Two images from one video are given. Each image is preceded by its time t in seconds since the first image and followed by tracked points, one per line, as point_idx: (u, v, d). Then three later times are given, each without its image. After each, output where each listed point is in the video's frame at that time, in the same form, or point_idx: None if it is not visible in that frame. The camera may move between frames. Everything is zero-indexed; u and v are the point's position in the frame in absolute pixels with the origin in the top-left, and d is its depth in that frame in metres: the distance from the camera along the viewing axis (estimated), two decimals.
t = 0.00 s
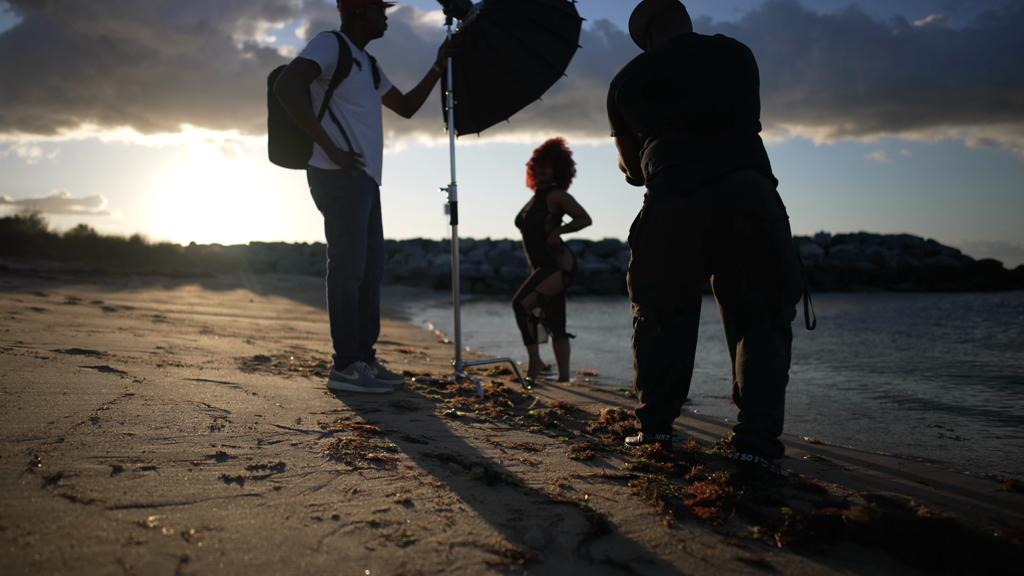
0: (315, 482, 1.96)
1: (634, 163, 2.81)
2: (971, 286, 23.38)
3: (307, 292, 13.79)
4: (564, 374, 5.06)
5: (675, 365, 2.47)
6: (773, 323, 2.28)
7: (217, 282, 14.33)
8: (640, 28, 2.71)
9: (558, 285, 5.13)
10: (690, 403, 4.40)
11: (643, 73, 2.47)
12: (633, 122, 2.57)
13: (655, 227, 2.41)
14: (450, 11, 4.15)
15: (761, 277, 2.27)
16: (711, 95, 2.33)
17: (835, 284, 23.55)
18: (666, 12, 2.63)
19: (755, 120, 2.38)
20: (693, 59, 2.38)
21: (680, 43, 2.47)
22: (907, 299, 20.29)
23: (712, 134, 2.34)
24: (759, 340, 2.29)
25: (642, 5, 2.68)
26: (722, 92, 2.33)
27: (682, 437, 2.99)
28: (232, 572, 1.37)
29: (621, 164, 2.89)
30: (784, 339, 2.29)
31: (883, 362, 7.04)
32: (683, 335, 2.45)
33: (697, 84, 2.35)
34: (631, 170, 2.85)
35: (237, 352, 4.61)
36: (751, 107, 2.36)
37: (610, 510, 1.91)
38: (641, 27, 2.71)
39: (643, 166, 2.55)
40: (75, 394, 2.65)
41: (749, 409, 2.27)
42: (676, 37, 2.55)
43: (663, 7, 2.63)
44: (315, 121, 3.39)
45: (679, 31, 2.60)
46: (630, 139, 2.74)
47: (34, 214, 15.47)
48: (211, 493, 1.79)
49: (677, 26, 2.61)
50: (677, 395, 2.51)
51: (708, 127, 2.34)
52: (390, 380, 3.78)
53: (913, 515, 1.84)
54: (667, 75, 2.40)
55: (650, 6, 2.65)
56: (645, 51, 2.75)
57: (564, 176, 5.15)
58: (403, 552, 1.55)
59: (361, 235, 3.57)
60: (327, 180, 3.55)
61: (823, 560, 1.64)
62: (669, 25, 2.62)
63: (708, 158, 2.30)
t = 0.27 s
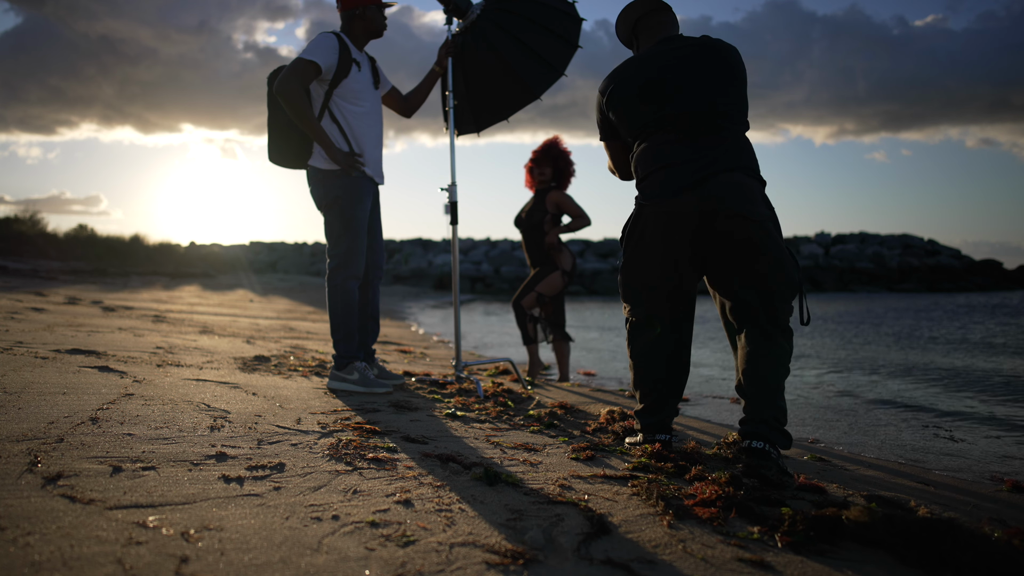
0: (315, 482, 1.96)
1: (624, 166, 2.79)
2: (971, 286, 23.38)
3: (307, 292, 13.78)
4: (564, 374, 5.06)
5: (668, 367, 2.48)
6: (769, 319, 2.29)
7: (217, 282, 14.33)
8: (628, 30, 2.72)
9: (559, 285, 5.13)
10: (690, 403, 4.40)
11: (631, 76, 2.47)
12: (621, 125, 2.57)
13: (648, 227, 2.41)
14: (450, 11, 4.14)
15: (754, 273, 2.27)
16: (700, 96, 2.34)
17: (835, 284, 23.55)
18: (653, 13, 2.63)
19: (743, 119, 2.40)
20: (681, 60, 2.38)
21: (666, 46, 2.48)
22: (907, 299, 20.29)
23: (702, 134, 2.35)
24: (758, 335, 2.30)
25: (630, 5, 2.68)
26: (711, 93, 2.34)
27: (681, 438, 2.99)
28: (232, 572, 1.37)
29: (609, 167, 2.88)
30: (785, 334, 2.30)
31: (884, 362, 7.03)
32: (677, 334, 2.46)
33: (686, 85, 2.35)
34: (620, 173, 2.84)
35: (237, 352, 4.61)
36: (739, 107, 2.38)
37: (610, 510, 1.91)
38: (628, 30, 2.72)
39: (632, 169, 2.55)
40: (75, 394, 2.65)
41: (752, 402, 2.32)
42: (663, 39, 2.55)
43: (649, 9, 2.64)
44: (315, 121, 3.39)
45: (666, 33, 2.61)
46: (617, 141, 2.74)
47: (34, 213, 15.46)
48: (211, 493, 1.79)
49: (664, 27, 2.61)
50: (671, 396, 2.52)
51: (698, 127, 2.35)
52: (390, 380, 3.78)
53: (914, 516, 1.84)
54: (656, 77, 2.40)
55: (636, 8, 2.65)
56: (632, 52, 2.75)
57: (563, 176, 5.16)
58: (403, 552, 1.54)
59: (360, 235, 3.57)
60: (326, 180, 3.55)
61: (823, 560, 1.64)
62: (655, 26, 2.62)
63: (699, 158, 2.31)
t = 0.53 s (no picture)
0: (315, 482, 1.96)
1: (637, 155, 2.78)
2: (971, 286, 23.38)
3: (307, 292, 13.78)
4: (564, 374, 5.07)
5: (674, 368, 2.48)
6: (783, 329, 2.17)
7: (217, 282, 14.33)
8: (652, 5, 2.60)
9: (558, 284, 5.13)
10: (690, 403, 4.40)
11: (651, 63, 2.41)
12: (639, 116, 2.52)
13: (662, 228, 2.40)
14: (450, 11, 4.14)
15: (767, 280, 2.16)
16: (722, 91, 2.26)
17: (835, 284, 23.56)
18: None
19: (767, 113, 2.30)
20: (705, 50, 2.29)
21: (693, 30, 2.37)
22: (907, 299, 20.29)
23: (721, 132, 2.26)
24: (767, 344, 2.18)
25: None
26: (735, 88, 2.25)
27: (681, 438, 3.00)
28: (231, 572, 1.37)
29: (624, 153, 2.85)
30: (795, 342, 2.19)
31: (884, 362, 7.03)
32: (686, 335, 2.45)
33: (708, 79, 2.27)
34: (633, 160, 2.82)
35: (237, 352, 4.61)
36: (763, 103, 2.28)
37: (610, 510, 1.91)
38: None
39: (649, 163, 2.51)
40: (75, 394, 2.65)
41: (752, 417, 2.21)
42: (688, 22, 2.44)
43: None
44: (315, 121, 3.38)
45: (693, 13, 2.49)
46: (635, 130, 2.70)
47: (34, 213, 15.47)
48: (211, 493, 1.79)
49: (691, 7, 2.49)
50: (676, 398, 2.52)
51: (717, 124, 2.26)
52: (390, 380, 3.78)
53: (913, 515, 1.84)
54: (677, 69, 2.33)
55: None
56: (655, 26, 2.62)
57: (563, 177, 5.17)
58: (403, 552, 1.55)
59: (360, 235, 3.57)
60: (326, 180, 3.55)
61: (823, 560, 1.64)
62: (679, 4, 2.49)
63: (715, 157, 2.24)
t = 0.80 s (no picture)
0: (315, 482, 1.96)
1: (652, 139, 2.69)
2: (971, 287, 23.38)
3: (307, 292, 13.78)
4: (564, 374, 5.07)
5: (680, 364, 2.47)
6: (794, 330, 2.15)
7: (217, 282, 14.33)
8: None
9: (558, 284, 5.13)
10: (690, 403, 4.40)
11: (673, 45, 2.34)
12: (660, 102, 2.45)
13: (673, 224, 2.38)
14: (451, 11, 4.15)
15: (782, 281, 2.14)
16: (743, 82, 2.20)
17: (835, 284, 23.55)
18: None
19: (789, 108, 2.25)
20: (729, 37, 2.23)
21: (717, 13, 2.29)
22: (907, 299, 20.29)
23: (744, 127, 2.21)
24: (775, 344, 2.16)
25: None
26: (757, 79, 2.19)
27: (681, 437, 3.00)
28: (231, 572, 1.37)
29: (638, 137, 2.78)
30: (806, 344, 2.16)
31: (884, 362, 7.03)
32: (694, 331, 2.43)
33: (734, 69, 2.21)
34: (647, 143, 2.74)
35: (237, 352, 4.61)
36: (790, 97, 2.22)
37: (610, 510, 1.91)
38: None
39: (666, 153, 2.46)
40: (75, 394, 2.65)
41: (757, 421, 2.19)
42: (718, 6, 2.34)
43: None
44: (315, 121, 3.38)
45: None
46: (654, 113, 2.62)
47: (34, 213, 15.47)
48: (211, 493, 1.79)
49: None
50: (678, 395, 2.51)
51: (735, 117, 2.21)
52: (390, 380, 3.78)
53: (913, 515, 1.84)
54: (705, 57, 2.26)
55: None
56: None
57: (566, 176, 5.17)
58: (403, 552, 1.55)
59: (361, 235, 3.57)
60: (327, 180, 3.55)
61: (822, 560, 1.64)
62: None
63: (730, 155, 2.20)
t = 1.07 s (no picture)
0: (315, 482, 1.96)
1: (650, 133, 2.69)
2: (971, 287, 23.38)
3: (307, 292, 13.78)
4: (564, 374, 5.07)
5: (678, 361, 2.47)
6: (770, 327, 2.14)
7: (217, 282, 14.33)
8: None
9: (559, 285, 5.13)
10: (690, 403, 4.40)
11: (669, 43, 2.35)
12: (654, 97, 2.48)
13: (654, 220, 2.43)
14: (450, 11, 4.15)
15: (751, 278, 2.14)
16: (724, 79, 2.21)
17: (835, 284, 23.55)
18: None
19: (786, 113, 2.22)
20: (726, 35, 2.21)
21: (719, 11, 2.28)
22: (907, 299, 20.28)
23: (722, 122, 2.22)
24: (767, 345, 2.16)
25: None
26: (738, 76, 2.19)
27: (681, 437, 3.00)
28: (231, 572, 1.37)
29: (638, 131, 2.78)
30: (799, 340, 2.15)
31: (884, 362, 7.03)
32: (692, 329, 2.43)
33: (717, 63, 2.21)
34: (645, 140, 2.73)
35: (237, 352, 4.61)
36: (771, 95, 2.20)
37: (610, 510, 1.91)
38: None
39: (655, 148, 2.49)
40: (75, 394, 2.65)
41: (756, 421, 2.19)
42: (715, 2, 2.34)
43: None
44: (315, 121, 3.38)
45: None
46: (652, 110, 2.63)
47: (34, 213, 15.47)
48: (211, 493, 1.79)
49: None
50: (678, 392, 2.51)
51: (726, 118, 2.21)
52: (390, 380, 3.78)
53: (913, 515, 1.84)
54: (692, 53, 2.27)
55: None
56: None
57: (568, 177, 5.18)
58: (403, 552, 1.55)
59: (361, 235, 3.57)
60: (328, 180, 3.55)
61: (823, 560, 1.64)
62: None
63: (707, 152, 2.21)
